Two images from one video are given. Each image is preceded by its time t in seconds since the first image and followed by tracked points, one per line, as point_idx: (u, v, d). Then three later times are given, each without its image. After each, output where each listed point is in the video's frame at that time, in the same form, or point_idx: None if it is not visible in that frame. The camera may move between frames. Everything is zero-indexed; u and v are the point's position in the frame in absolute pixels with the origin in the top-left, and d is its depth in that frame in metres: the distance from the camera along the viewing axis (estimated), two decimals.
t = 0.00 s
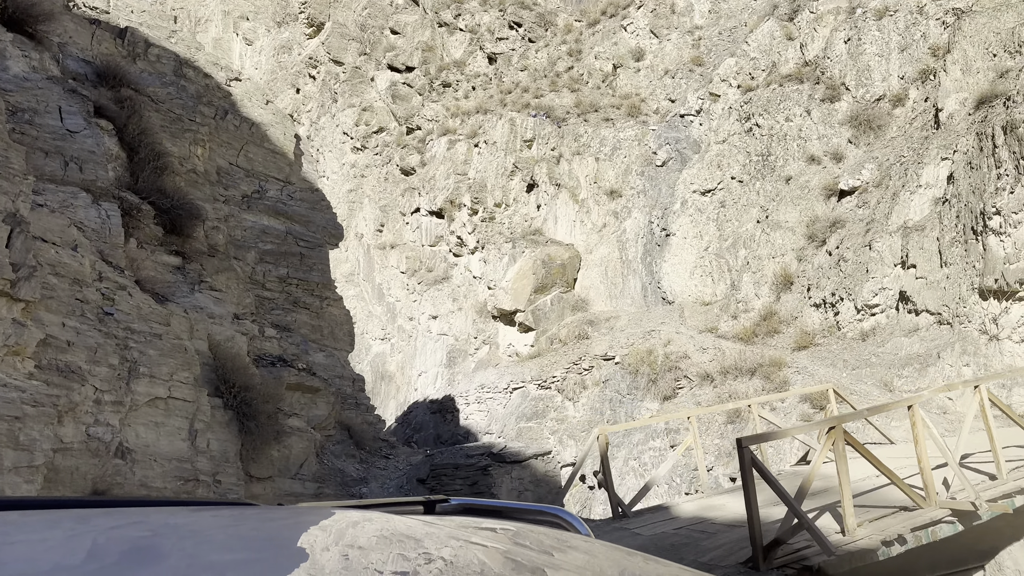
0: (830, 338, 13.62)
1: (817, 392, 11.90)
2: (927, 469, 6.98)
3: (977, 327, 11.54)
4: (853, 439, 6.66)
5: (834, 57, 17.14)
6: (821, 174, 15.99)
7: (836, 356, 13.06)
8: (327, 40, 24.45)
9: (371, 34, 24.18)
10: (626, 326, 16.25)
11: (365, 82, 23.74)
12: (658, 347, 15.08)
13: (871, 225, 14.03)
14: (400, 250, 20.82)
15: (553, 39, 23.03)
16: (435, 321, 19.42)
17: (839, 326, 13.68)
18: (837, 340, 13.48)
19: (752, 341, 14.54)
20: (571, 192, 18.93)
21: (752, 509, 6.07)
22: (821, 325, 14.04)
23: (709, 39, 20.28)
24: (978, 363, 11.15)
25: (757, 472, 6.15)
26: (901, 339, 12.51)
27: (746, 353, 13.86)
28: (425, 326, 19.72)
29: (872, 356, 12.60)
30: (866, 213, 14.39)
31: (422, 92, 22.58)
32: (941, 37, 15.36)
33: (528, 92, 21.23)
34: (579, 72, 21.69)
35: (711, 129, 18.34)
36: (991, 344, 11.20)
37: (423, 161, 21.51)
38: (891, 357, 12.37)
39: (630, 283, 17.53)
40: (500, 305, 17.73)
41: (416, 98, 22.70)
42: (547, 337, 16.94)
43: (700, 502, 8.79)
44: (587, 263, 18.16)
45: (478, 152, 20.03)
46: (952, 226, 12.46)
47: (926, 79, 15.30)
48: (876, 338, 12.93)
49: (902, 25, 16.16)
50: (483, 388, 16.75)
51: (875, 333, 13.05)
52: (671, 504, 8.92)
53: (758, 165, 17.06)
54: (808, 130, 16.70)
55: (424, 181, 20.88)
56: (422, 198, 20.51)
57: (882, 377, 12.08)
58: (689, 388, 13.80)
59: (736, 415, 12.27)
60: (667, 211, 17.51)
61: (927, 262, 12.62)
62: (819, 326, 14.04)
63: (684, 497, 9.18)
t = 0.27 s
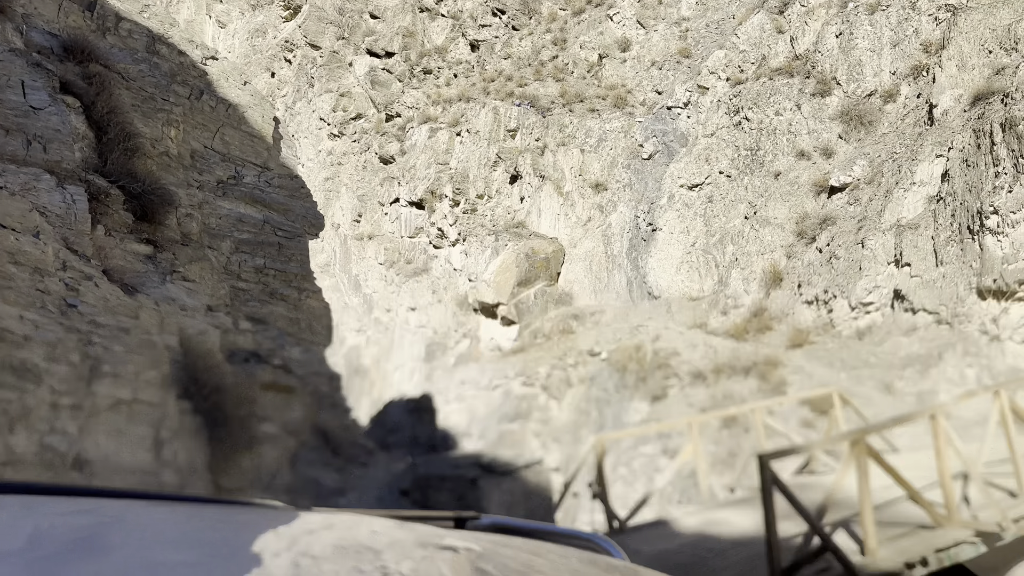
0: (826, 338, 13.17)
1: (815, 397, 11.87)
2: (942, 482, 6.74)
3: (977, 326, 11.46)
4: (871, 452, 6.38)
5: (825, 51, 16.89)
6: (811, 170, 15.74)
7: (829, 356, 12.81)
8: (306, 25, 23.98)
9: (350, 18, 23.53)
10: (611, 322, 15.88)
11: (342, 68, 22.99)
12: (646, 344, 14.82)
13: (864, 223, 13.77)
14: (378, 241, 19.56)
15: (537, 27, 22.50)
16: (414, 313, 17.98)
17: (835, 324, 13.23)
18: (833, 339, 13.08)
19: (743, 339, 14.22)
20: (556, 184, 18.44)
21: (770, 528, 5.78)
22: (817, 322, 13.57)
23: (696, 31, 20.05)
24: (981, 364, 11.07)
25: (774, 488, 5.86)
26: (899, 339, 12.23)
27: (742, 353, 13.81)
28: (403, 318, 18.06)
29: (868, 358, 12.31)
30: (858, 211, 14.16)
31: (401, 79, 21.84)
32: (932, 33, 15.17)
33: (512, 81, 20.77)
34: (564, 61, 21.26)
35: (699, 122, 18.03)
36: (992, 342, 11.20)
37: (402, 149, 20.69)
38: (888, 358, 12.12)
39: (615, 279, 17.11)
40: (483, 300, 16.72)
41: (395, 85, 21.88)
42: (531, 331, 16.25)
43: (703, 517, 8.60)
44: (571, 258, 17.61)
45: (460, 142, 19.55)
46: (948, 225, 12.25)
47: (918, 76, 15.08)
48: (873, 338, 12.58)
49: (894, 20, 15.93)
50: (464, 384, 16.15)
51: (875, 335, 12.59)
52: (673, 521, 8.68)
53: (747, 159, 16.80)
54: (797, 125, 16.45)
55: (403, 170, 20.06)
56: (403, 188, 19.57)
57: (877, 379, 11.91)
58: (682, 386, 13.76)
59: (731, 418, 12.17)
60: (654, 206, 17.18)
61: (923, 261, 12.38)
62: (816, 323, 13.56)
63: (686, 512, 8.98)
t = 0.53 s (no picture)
0: (807, 330, 13.22)
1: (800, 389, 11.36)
2: (945, 479, 6.49)
3: (963, 323, 11.21)
4: (878, 447, 6.06)
5: (811, 40, 16.67)
6: (797, 161, 15.52)
7: (814, 349, 12.63)
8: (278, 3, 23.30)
9: None
10: (593, 313, 15.58)
11: (317, 49, 22.57)
12: (628, 336, 14.37)
13: (851, 214, 13.65)
14: (355, 228, 19.86)
15: (518, 12, 22.05)
16: (392, 303, 18.61)
17: (817, 318, 13.26)
18: (815, 332, 13.06)
19: (726, 331, 14.01)
20: (537, 171, 18.10)
21: (775, 527, 5.44)
22: (798, 316, 13.61)
23: (680, 18, 19.76)
24: (964, 360, 10.82)
25: (780, 485, 5.51)
26: (884, 332, 12.15)
27: (723, 344, 13.29)
28: (380, 309, 18.88)
29: (852, 351, 12.22)
30: (845, 202, 13.99)
31: (379, 61, 21.60)
32: (920, 24, 14.99)
33: (493, 65, 20.34)
34: (545, 47, 20.85)
35: (683, 111, 17.76)
36: (977, 339, 10.90)
37: (379, 134, 20.60)
38: (874, 351, 12.01)
39: (597, 268, 16.92)
40: (462, 289, 16.86)
41: (372, 68, 21.71)
42: (510, 322, 16.23)
43: (691, 507, 8.16)
44: (553, 247, 17.46)
45: (439, 127, 19.11)
46: (938, 217, 12.08)
47: (906, 66, 14.89)
48: (856, 332, 12.55)
49: (882, 9, 15.73)
50: (444, 375, 15.95)
51: (855, 326, 12.67)
52: (659, 510, 8.22)
53: (731, 149, 16.57)
54: (783, 115, 16.22)
55: (380, 155, 19.96)
56: (379, 172, 19.53)
57: (863, 372, 11.75)
58: (661, 377, 13.24)
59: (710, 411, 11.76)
60: (637, 194, 16.90)
61: (912, 254, 12.25)
62: (796, 317, 13.61)
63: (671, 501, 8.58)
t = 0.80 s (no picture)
0: (790, 320, 13.04)
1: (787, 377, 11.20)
2: (948, 473, 6.28)
3: (949, 313, 11.18)
4: (883, 442, 5.83)
5: (794, 26, 16.47)
6: (779, 148, 15.32)
7: (799, 340, 12.43)
8: None
9: None
10: (572, 301, 15.29)
11: (289, 28, 22.04)
12: (609, 325, 14.06)
13: (834, 201, 13.51)
14: (328, 211, 19.39)
15: None
16: (366, 290, 18.15)
17: (800, 307, 13.10)
18: (798, 322, 12.89)
19: (707, 321, 13.79)
20: (516, 156, 17.67)
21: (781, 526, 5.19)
22: (781, 305, 13.43)
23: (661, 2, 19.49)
24: (950, 350, 10.79)
25: (786, 482, 5.26)
26: (869, 323, 12.01)
27: (706, 333, 13.03)
28: (354, 296, 18.42)
29: (837, 341, 12.06)
30: (829, 190, 13.83)
31: (353, 41, 21.12)
32: (904, 11, 14.84)
33: (470, 47, 19.90)
34: (524, 29, 20.44)
35: (664, 97, 17.51)
36: (963, 330, 10.89)
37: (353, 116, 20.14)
38: (859, 341, 11.87)
39: (577, 255, 16.64)
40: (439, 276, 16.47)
41: (347, 48, 21.23)
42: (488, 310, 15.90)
43: (682, 503, 7.93)
44: (531, 234, 17.12)
45: (416, 110, 18.76)
46: (924, 206, 11.96)
47: (889, 54, 14.73)
48: (841, 322, 12.39)
49: None
50: (420, 363, 15.58)
51: (839, 316, 12.52)
52: (650, 506, 7.98)
53: (713, 135, 16.34)
54: (765, 102, 16.01)
55: (354, 137, 19.48)
56: (353, 155, 19.03)
57: (849, 363, 11.61)
58: (643, 366, 12.99)
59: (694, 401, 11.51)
60: (617, 181, 16.64)
61: (897, 244, 12.13)
62: (779, 307, 13.42)
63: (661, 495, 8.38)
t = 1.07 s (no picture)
0: (772, 308, 12.88)
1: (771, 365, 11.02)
2: (951, 466, 6.09)
3: (934, 302, 11.11)
4: (890, 437, 5.61)
5: (776, 10, 16.27)
6: (761, 134, 15.13)
7: (781, 328, 12.25)
8: None
9: None
10: (550, 287, 15.00)
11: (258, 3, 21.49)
12: (588, 312, 13.78)
13: (817, 188, 13.36)
14: (298, 193, 18.90)
15: None
16: (338, 274, 17.77)
17: (782, 296, 12.94)
18: (781, 310, 12.74)
19: (687, 308, 13.57)
20: (493, 139, 17.35)
21: (791, 523, 4.92)
22: (763, 293, 13.26)
23: None
24: (936, 340, 10.75)
25: (796, 477, 5.00)
26: (852, 311, 11.89)
27: (689, 321, 12.79)
28: (325, 280, 17.98)
29: (820, 330, 11.91)
30: (811, 177, 13.68)
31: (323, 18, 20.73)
32: None
33: (446, 26, 19.43)
34: (501, 8, 20.01)
35: (645, 80, 17.25)
36: (948, 320, 10.85)
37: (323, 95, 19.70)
38: (842, 330, 11.74)
39: (555, 241, 16.36)
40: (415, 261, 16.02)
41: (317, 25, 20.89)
42: (465, 297, 15.55)
43: (672, 495, 7.71)
44: (508, 219, 16.74)
45: (389, 89, 18.19)
46: (909, 194, 11.84)
47: (871, 40, 14.58)
48: (824, 311, 12.25)
49: None
50: (394, 350, 15.21)
51: (822, 304, 12.39)
52: (639, 499, 7.75)
53: (694, 120, 16.11)
54: (747, 87, 15.79)
55: (325, 117, 18.96)
56: (325, 135, 18.45)
57: (832, 352, 11.47)
58: (623, 354, 12.75)
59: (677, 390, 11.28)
60: (597, 165, 16.37)
61: (881, 232, 12.01)
62: (761, 295, 13.24)
63: (650, 488, 8.15)
